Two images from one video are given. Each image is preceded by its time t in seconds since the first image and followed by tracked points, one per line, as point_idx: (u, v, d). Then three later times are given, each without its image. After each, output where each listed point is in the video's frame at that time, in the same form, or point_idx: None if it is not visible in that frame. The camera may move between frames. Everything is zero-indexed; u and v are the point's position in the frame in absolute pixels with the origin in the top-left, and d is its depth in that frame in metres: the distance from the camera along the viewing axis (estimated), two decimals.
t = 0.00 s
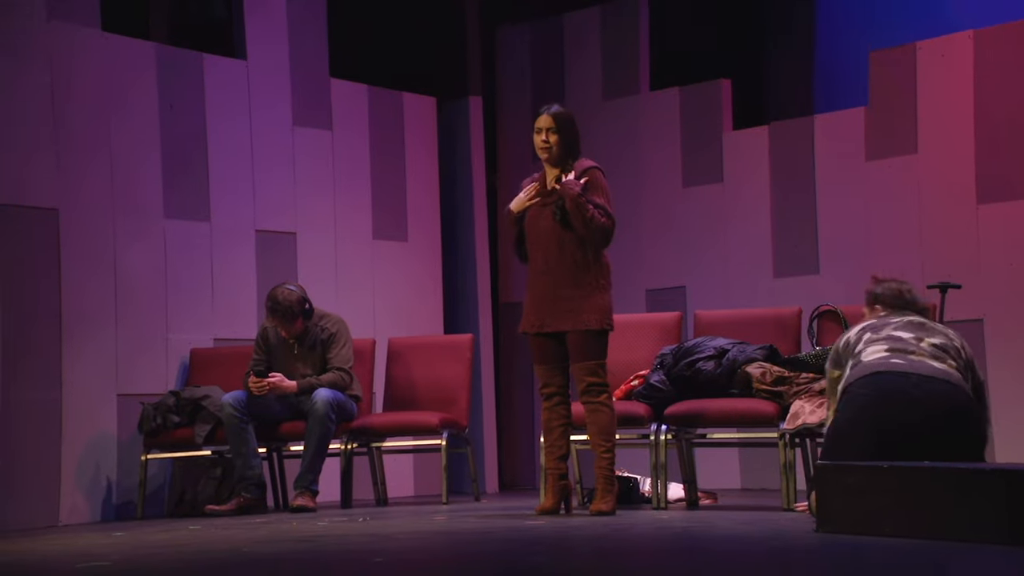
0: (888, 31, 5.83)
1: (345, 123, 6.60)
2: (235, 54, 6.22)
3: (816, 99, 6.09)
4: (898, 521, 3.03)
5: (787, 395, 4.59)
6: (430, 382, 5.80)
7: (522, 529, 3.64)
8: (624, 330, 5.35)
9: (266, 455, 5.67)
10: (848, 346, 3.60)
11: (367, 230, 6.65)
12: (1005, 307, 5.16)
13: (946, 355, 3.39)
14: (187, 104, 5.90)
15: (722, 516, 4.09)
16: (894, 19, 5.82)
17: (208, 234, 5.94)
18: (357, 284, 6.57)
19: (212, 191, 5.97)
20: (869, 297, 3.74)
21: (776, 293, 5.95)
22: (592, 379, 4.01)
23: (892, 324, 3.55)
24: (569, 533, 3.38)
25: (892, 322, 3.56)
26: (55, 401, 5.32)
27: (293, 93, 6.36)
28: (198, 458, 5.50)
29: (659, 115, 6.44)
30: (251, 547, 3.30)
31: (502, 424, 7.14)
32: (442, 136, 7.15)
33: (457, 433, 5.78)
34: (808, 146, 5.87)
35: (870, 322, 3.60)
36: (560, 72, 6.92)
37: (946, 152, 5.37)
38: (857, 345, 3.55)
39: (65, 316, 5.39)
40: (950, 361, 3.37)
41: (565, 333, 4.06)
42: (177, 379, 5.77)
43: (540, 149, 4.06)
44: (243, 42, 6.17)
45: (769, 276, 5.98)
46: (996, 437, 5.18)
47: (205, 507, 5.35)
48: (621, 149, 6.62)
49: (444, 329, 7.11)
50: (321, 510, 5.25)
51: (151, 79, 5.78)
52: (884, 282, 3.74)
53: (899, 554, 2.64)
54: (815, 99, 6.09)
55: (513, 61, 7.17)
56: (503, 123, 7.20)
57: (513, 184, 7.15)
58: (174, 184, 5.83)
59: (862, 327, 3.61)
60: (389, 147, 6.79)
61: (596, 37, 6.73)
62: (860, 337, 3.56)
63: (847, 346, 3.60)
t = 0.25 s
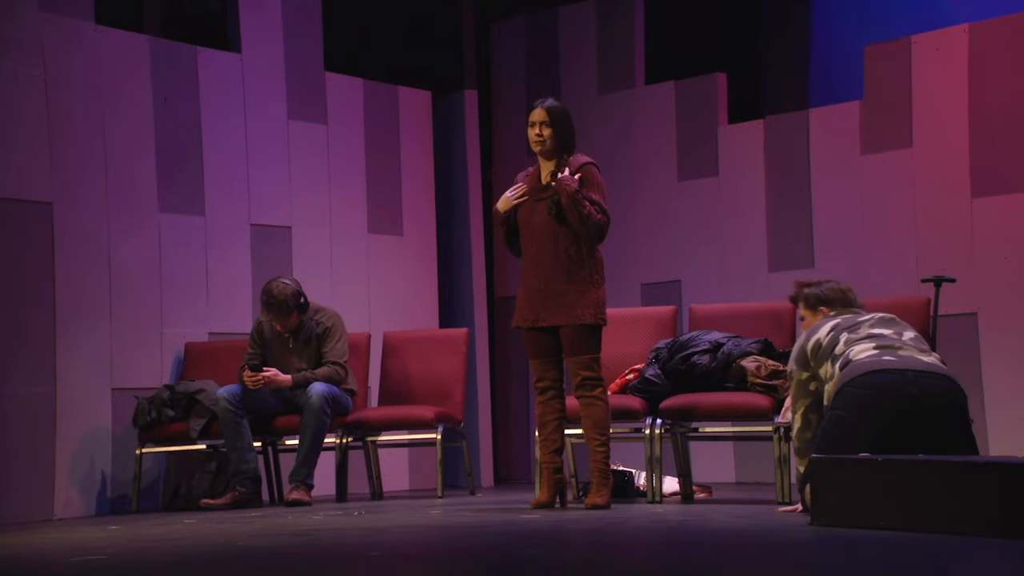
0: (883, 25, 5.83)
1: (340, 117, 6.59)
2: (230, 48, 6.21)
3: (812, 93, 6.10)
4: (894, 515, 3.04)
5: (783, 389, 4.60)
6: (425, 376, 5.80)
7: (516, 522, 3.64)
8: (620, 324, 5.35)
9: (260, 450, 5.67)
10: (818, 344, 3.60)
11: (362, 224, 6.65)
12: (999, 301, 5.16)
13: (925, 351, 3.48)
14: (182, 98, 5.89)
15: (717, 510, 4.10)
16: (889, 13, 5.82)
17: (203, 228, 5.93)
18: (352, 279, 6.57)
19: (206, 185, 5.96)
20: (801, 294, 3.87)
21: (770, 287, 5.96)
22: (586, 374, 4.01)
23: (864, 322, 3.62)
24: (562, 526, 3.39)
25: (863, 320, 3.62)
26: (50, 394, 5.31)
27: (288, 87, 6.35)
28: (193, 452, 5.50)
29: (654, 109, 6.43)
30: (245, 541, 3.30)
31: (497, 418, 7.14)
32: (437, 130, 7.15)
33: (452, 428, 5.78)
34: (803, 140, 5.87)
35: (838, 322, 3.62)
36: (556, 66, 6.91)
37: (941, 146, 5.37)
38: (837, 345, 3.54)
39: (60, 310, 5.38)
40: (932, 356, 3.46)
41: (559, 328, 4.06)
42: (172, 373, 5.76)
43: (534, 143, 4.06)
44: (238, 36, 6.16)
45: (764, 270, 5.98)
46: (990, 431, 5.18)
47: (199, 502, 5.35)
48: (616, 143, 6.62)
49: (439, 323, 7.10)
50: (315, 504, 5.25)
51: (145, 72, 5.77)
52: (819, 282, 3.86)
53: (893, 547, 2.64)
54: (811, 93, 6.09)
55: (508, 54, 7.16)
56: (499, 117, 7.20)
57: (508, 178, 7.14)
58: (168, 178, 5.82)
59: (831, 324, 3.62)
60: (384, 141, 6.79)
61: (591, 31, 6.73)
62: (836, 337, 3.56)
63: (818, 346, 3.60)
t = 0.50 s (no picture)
0: (876, 19, 5.84)
1: (334, 112, 6.58)
2: (223, 42, 6.20)
3: (805, 88, 6.10)
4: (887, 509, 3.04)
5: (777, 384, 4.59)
6: (419, 371, 5.80)
7: (510, 517, 3.64)
8: (613, 318, 5.35)
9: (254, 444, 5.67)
10: (787, 345, 3.60)
11: (356, 219, 6.64)
12: (991, 295, 5.17)
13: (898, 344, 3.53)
14: (175, 92, 5.88)
15: (710, 505, 4.10)
16: (882, 8, 5.82)
17: (196, 222, 5.92)
18: (346, 274, 6.56)
19: (199, 179, 5.95)
20: (751, 286, 3.88)
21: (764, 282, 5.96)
22: (578, 368, 4.02)
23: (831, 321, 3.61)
24: (556, 521, 3.39)
25: (831, 318, 3.60)
26: (43, 389, 5.31)
27: (281, 81, 6.34)
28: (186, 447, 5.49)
29: (648, 103, 6.43)
30: (239, 536, 3.29)
31: (491, 413, 7.14)
32: (431, 124, 7.14)
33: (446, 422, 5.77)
34: (796, 134, 5.87)
35: (805, 321, 3.61)
36: (549, 60, 6.91)
37: (934, 141, 5.38)
38: (812, 346, 3.54)
39: (53, 305, 5.37)
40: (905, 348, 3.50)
41: (550, 323, 4.06)
42: (165, 368, 5.76)
43: (528, 137, 4.05)
44: (231, 30, 6.15)
45: (758, 265, 5.99)
46: (983, 426, 5.20)
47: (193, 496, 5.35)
48: (610, 138, 6.62)
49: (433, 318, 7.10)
50: (309, 499, 5.25)
51: (137, 67, 5.75)
52: (765, 274, 3.88)
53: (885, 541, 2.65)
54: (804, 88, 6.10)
55: (502, 49, 7.16)
56: (493, 112, 7.19)
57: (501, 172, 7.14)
58: (161, 173, 5.80)
59: (798, 323, 3.61)
60: (378, 135, 6.78)
61: (585, 25, 6.72)
62: (808, 338, 3.56)
63: (788, 348, 3.59)
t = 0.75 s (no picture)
0: (871, 18, 5.84)
1: (330, 110, 6.58)
2: (219, 41, 6.19)
3: (800, 86, 6.11)
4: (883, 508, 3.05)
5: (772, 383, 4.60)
6: (415, 370, 5.80)
7: (506, 516, 3.64)
8: (609, 317, 5.35)
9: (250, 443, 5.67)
10: (754, 356, 3.64)
11: (352, 218, 6.64)
12: (986, 294, 5.18)
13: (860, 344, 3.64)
14: (170, 90, 5.87)
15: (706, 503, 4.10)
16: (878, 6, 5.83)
17: (191, 221, 5.92)
18: (341, 272, 6.56)
19: (194, 178, 5.94)
20: (700, 297, 3.90)
21: (759, 280, 5.97)
22: (572, 367, 4.02)
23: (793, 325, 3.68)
24: (552, 520, 3.39)
25: (791, 323, 3.68)
26: (39, 388, 5.30)
27: (277, 80, 6.33)
28: (182, 446, 5.49)
29: (644, 102, 6.43)
30: (234, 535, 3.29)
31: (487, 410, 7.15)
32: (427, 123, 7.14)
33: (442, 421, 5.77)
34: (792, 133, 5.88)
35: (769, 330, 3.67)
36: (545, 59, 6.91)
37: (928, 140, 5.39)
38: (780, 353, 3.61)
39: (48, 304, 5.36)
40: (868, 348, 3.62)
41: (544, 322, 4.06)
42: (161, 367, 5.75)
43: (524, 137, 4.05)
44: (226, 29, 6.15)
45: (753, 264, 5.99)
46: (977, 424, 5.20)
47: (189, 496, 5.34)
48: (606, 136, 6.62)
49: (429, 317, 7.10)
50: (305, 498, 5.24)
51: (132, 65, 5.74)
52: (712, 283, 3.92)
53: (880, 539, 2.65)
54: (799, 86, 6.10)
55: (498, 47, 7.15)
56: (489, 111, 7.19)
57: (497, 171, 7.14)
58: (156, 171, 5.80)
59: (762, 333, 3.66)
60: (373, 134, 6.77)
61: (581, 24, 6.72)
62: (775, 347, 3.62)
63: (755, 358, 3.64)
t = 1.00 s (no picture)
0: (869, 17, 5.84)
1: (327, 109, 6.57)
2: (216, 40, 6.19)
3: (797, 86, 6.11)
4: (881, 507, 3.06)
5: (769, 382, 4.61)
6: (412, 369, 5.80)
7: (503, 515, 3.64)
8: (606, 317, 5.36)
9: (247, 443, 5.66)
10: (729, 361, 3.60)
11: (349, 217, 6.63)
12: (982, 294, 5.19)
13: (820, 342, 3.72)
14: (166, 90, 5.87)
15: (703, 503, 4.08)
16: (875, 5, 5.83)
17: (188, 220, 5.91)
18: (338, 271, 6.55)
19: (191, 177, 5.94)
20: (648, 314, 3.76)
21: (756, 280, 5.97)
22: (567, 367, 4.02)
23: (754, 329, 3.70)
24: (548, 519, 3.39)
25: (753, 327, 3.69)
26: (35, 387, 5.30)
27: (274, 79, 6.33)
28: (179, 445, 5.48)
29: (641, 101, 6.43)
30: (231, 535, 3.29)
31: (484, 409, 7.15)
32: (424, 122, 7.13)
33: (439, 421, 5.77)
34: (789, 132, 5.88)
35: (736, 335, 3.65)
36: (543, 58, 6.91)
37: (925, 139, 5.39)
38: (754, 356, 3.60)
39: (45, 304, 5.36)
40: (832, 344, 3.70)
41: (539, 321, 4.07)
42: (158, 367, 5.75)
43: (522, 137, 4.06)
44: (223, 28, 6.14)
45: (750, 263, 6.00)
46: (974, 423, 5.21)
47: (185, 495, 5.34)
48: (603, 135, 6.62)
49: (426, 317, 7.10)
50: (302, 497, 5.24)
51: (129, 65, 5.74)
52: (659, 298, 3.79)
53: (876, 539, 2.65)
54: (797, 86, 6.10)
55: (495, 47, 7.15)
56: (486, 110, 7.19)
57: (494, 170, 7.13)
58: (152, 170, 5.79)
59: (729, 339, 3.63)
60: (370, 133, 6.77)
61: (578, 23, 6.72)
62: (748, 350, 3.60)
63: (728, 363, 3.60)
